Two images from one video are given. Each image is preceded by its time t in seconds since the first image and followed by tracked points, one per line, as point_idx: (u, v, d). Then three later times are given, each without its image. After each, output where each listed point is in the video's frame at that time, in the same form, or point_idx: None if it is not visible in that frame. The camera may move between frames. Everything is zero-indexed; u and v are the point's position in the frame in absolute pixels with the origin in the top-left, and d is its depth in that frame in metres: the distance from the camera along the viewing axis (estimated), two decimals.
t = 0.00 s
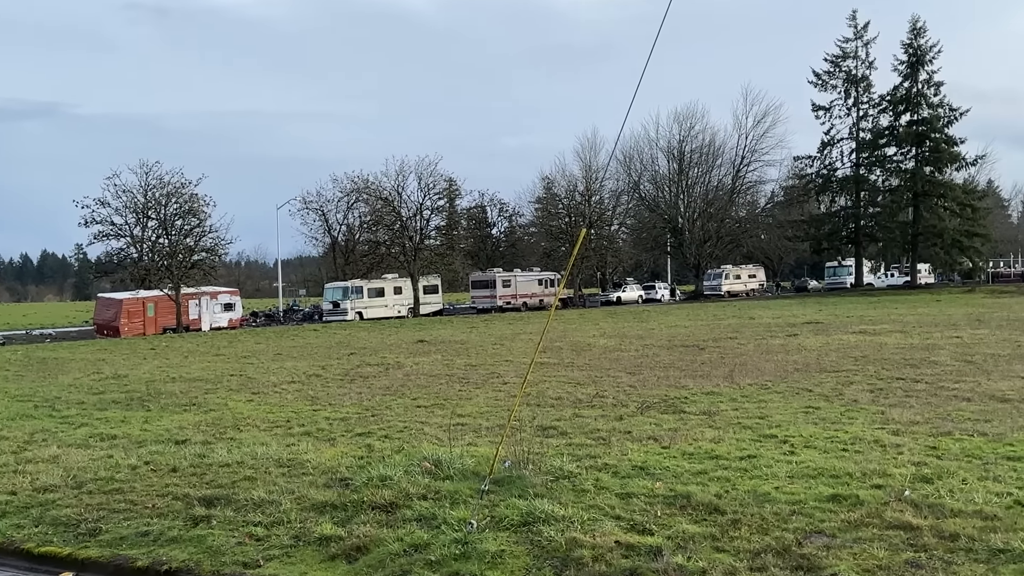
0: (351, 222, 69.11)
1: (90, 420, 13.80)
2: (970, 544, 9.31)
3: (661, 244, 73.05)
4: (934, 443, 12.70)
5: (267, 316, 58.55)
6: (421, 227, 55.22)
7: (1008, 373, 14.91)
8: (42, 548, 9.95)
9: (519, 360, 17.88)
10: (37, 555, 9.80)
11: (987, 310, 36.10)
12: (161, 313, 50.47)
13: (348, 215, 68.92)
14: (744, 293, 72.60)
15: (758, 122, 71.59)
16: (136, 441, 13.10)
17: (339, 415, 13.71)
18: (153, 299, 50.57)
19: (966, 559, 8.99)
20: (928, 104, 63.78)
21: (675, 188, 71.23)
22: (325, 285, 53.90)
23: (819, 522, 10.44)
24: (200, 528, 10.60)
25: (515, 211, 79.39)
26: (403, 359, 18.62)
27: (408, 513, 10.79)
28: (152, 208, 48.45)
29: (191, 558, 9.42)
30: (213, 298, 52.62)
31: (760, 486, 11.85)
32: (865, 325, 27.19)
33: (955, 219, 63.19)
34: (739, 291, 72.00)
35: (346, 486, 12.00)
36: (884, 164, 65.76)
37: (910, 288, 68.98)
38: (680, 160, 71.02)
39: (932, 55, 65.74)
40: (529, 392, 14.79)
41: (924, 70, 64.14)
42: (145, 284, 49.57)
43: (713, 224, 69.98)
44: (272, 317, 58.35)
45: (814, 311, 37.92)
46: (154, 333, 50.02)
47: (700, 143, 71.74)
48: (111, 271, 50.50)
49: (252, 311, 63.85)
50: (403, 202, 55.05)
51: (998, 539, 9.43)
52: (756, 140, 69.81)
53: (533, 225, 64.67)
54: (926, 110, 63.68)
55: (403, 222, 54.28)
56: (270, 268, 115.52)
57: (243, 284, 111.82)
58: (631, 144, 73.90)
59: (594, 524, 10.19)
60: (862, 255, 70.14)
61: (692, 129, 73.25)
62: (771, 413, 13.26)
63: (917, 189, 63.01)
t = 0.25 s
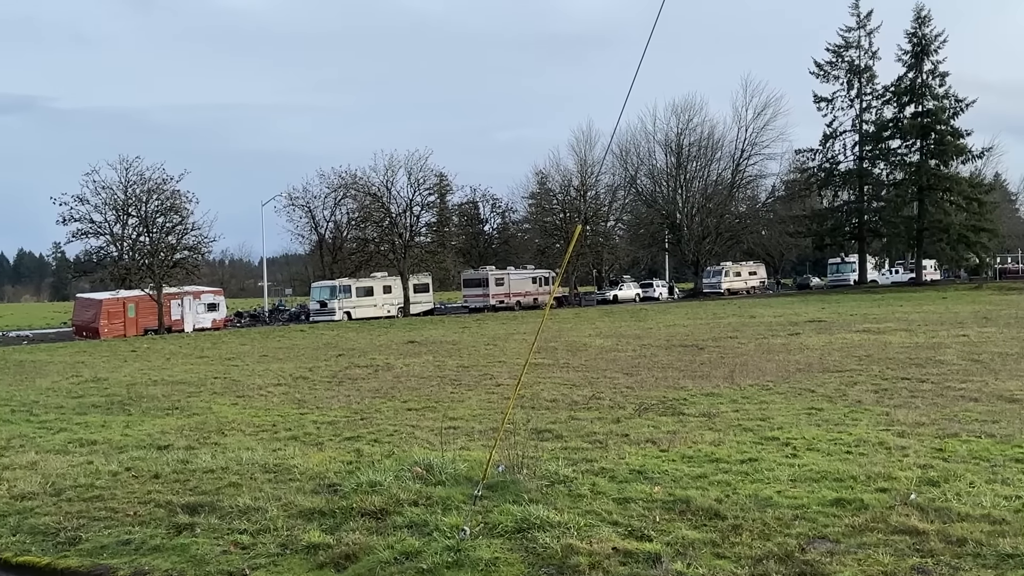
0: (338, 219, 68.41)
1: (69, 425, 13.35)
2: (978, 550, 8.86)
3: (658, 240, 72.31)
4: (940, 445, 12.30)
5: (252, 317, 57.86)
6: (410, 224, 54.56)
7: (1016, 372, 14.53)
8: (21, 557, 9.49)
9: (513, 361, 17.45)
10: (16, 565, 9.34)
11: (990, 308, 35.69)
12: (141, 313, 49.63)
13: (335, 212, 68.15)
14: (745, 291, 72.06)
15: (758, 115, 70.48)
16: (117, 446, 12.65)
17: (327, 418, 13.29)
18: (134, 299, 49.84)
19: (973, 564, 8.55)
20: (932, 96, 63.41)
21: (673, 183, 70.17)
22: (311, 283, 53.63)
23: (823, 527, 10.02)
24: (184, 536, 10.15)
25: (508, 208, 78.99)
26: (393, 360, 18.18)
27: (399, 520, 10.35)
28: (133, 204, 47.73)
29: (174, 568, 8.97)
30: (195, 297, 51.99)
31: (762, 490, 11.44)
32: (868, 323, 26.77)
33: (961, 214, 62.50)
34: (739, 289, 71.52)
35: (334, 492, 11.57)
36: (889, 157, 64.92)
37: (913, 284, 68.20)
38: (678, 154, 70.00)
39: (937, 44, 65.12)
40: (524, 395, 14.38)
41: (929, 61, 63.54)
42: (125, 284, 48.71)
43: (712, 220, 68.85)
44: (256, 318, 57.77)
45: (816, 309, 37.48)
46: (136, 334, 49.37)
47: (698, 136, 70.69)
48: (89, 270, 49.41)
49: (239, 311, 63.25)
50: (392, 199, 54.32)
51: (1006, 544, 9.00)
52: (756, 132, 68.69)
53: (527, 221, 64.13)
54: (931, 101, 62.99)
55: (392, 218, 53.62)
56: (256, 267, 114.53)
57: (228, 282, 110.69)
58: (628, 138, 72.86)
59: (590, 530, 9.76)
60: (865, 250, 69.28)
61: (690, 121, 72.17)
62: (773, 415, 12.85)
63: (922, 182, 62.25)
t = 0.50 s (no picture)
0: (330, 217, 68.04)
1: (57, 428, 13.12)
2: (982, 551, 8.65)
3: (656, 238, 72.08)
4: (943, 444, 12.09)
5: (243, 316, 57.54)
6: (404, 222, 54.13)
7: (1020, 370, 14.35)
8: (9, 562, 9.26)
9: (509, 361, 17.23)
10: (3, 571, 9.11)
11: (991, 305, 35.49)
12: (130, 313, 49.46)
13: (328, 210, 67.76)
14: (744, 289, 71.72)
15: (756, 110, 70.03)
16: (106, 449, 12.42)
17: (320, 420, 13.08)
18: (122, 299, 49.55)
19: (978, 566, 8.33)
20: (933, 90, 63.11)
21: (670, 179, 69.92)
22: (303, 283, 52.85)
23: (825, 528, 9.80)
24: (175, 540, 9.92)
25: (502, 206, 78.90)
26: (387, 360, 17.95)
27: (394, 523, 10.14)
28: (122, 203, 46.94)
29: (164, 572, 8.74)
30: (185, 297, 51.74)
31: (762, 491, 11.23)
32: (869, 321, 26.57)
33: (963, 210, 62.24)
34: (738, 286, 71.11)
35: (328, 494, 11.36)
36: (889, 152, 64.55)
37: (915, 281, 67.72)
38: (676, 150, 69.74)
39: (937, 38, 64.90)
40: (520, 395, 14.17)
41: (930, 55, 63.22)
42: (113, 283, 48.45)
43: (711, 217, 68.49)
44: (247, 318, 57.24)
45: (816, 307, 37.29)
46: (124, 335, 49.05)
47: (696, 132, 70.41)
48: (77, 270, 48.83)
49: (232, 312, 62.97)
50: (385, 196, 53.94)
51: (1011, 545, 8.79)
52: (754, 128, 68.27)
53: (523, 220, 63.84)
54: (932, 95, 62.70)
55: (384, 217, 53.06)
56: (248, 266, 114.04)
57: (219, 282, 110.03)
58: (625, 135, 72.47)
59: (588, 533, 9.55)
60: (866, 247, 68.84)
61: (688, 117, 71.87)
62: (773, 415, 12.65)
63: (923, 178, 61.94)
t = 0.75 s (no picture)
0: (327, 215, 67.92)
1: (52, 428, 13.01)
2: (984, 550, 8.57)
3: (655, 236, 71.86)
4: (945, 443, 12.00)
5: (239, 316, 57.29)
6: (401, 220, 54.43)
7: (1023, 368, 14.28)
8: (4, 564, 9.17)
9: (507, 360, 17.13)
10: None
11: (992, 303, 35.39)
12: (125, 313, 49.06)
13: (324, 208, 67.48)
14: (744, 287, 71.43)
15: (755, 107, 69.75)
16: (101, 450, 12.32)
17: (317, 420, 12.97)
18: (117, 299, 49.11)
19: (981, 564, 8.25)
20: (934, 87, 62.95)
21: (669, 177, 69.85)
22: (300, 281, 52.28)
23: (826, 528, 9.69)
24: (172, 542, 9.82)
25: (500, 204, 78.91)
26: (384, 360, 17.84)
27: (392, 523, 10.06)
28: (117, 202, 47.14)
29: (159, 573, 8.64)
30: (180, 297, 51.57)
31: (763, 491, 11.13)
32: (870, 319, 26.47)
33: (964, 207, 62.19)
34: (738, 285, 70.86)
35: (326, 495, 11.27)
36: (890, 149, 64.39)
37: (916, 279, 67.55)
38: (675, 147, 69.60)
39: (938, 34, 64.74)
40: (518, 394, 14.08)
41: (931, 51, 63.01)
42: (108, 282, 48.54)
43: (710, 215, 68.31)
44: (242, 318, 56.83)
45: (817, 305, 37.20)
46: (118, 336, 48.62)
47: (695, 130, 70.28)
48: (72, 268, 49.26)
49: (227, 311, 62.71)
50: (382, 195, 54.01)
51: (1013, 544, 8.71)
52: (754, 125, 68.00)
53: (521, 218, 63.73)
54: (933, 92, 62.52)
55: (382, 215, 53.44)
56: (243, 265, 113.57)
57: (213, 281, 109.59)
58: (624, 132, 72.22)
59: (587, 533, 9.48)
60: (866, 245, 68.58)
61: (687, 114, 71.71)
62: (774, 414, 12.55)
63: (924, 175, 61.82)
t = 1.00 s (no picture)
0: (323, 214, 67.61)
1: (44, 431, 12.81)
2: (992, 553, 8.36)
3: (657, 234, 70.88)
4: (952, 444, 11.78)
5: (234, 317, 56.61)
6: (398, 219, 53.49)
7: None
8: None
9: (507, 361, 16.93)
10: None
11: (999, 302, 35.14)
12: (118, 313, 48.56)
13: (320, 206, 66.96)
14: (747, 286, 70.66)
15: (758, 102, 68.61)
16: (94, 453, 12.09)
17: (313, 422, 12.76)
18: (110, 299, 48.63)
19: (990, 568, 8.03)
20: (940, 82, 62.52)
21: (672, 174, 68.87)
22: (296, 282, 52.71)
23: (831, 531, 9.46)
24: (166, 546, 9.60)
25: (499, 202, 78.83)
26: (382, 361, 17.62)
27: (391, 527, 9.85)
28: (109, 201, 46.77)
29: None
30: (175, 297, 50.82)
31: (767, 493, 10.91)
32: (875, 318, 26.25)
33: (970, 204, 61.71)
34: (741, 284, 69.89)
35: (323, 498, 11.06)
36: (896, 146, 63.82)
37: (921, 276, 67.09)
38: (677, 144, 68.46)
39: (944, 29, 64.30)
40: (518, 395, 13.87)
41: (937, 46, 62.47)
42: (101, 283, 48.15)
43: (713, 212, 67.22)
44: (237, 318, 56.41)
45: (821, 305, 36.98)
46: (112, 336, 48.05)
47: (697, 126, 69.17)
48: (62, 268, 48.40)
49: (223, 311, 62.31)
50: (379, 192, 53.15)
51: None
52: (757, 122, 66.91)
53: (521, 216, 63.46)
54: (939, 87, 62.07)
55: (379, 213, 52.55)
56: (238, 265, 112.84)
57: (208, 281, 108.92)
58: (624, 128, 71.00)
59: (589, 536, 9.27)
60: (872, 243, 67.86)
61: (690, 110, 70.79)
62: (778, 415, 12.33)
63: (930, 172, 61.35)
